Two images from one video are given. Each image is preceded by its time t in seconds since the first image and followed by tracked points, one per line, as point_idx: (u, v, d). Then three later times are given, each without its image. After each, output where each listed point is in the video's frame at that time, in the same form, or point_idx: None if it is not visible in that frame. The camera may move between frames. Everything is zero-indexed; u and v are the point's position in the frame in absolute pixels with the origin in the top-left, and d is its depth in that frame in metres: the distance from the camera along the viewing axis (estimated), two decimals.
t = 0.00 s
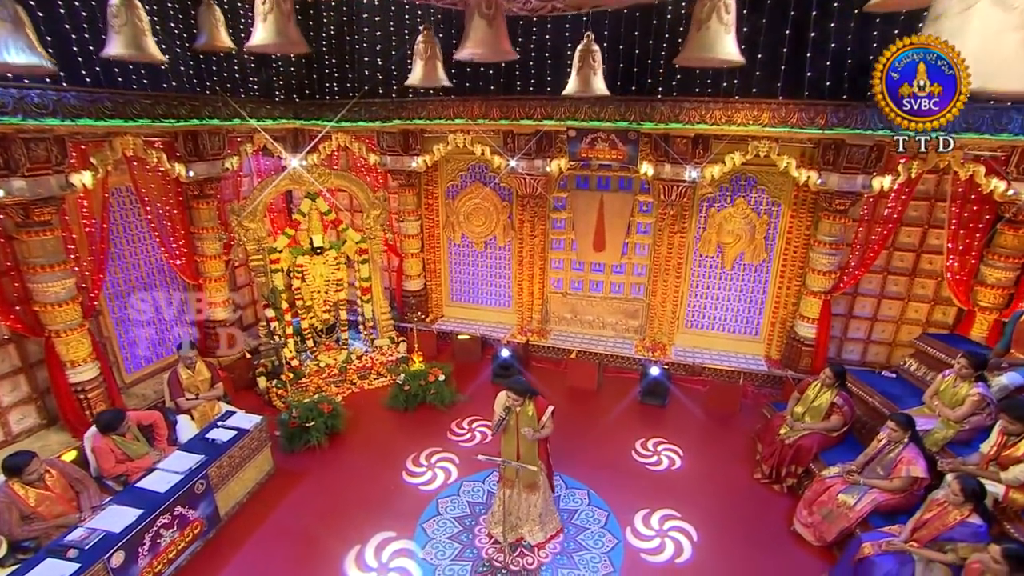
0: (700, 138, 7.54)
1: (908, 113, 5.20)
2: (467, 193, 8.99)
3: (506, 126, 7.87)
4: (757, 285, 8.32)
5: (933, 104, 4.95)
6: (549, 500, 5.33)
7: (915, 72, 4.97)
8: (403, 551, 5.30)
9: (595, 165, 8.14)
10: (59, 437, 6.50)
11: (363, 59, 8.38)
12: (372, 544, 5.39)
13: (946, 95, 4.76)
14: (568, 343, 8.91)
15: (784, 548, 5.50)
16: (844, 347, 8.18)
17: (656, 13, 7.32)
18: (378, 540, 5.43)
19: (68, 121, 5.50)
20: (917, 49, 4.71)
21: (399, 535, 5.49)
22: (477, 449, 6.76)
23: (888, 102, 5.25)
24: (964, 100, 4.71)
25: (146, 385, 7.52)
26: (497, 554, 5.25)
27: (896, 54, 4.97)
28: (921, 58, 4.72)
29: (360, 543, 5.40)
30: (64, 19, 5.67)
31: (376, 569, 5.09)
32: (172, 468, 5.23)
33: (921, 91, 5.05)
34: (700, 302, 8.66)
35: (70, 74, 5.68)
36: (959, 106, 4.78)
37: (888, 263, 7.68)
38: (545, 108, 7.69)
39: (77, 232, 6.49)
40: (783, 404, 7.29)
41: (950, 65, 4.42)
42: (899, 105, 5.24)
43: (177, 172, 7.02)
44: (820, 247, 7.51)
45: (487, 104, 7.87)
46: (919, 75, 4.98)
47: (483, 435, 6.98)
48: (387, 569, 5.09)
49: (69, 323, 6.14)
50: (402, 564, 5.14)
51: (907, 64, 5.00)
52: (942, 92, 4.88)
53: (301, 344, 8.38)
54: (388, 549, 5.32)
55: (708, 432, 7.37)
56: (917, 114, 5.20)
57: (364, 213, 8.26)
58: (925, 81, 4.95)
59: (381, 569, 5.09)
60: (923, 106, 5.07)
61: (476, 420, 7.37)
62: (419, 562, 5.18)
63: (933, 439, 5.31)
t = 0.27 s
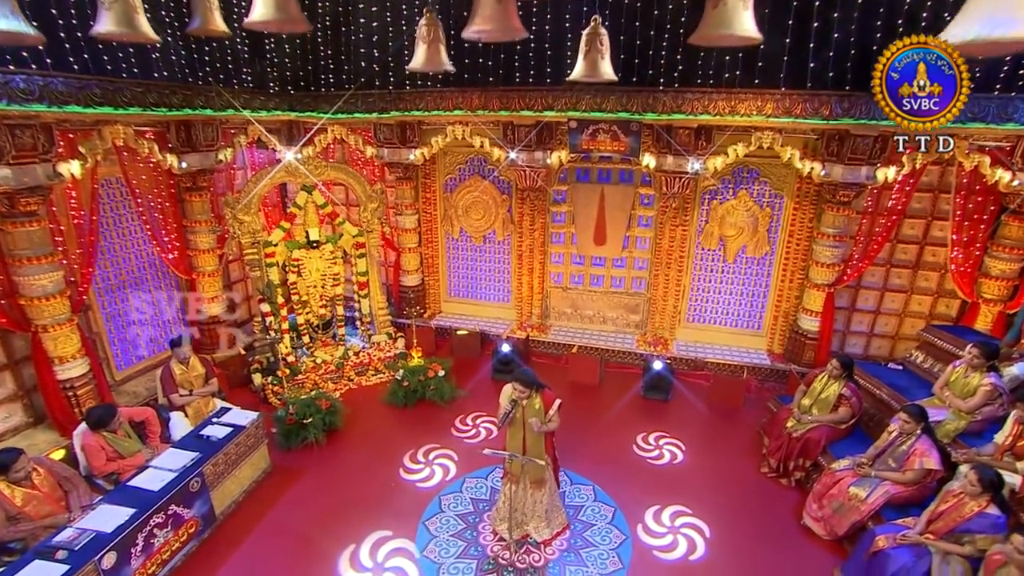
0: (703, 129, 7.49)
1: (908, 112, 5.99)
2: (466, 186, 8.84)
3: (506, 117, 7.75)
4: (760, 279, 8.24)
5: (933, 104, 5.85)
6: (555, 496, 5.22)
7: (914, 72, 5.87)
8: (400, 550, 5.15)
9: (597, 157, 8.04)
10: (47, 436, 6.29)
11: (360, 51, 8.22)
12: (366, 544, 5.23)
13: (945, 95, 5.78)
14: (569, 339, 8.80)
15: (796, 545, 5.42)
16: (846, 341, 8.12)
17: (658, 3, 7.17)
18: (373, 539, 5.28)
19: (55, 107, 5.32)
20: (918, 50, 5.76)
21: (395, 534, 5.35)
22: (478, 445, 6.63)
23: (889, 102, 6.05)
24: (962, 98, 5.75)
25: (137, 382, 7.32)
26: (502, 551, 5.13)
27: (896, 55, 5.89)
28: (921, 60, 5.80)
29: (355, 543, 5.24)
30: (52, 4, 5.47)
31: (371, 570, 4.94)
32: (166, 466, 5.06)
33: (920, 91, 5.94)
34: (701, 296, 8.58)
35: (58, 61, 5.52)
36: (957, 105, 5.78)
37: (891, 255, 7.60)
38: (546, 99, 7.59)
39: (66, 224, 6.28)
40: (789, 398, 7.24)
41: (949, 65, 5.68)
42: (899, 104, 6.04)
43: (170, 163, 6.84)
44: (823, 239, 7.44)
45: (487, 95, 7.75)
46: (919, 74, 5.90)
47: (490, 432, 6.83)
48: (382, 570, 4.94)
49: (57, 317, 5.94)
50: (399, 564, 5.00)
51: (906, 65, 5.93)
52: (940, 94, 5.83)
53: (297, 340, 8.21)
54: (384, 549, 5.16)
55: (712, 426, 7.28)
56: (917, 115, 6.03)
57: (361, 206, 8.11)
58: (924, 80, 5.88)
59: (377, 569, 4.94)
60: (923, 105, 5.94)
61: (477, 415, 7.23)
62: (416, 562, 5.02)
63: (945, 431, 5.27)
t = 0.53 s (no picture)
0: (705, 120, 7.39)
1: (908, 112, 6.09)
2: (462, 179, 8.65)
3: (504, 107, 7.58)
4: (762, 272, 8.12)
5: (933, 103, 6.01)
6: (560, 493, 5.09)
7: (915, 72, 5.97)
8: (394, 551, 4.96)
9: (596, 148, 7.88)
10: (29, 436, 6.04)
11: (353, 40, 7.99)
12: (360, 544, 5.04)
13: (945, 95, 5.98)
14: (569, 334, 8.64)
15: (807, 541, 5.31)
16: (849, 335, 8.03)
17: None
18: (366, 540, 5.09)
19: (35, 91, 5.09)
20: (918, 51, 5.92)
21: (390, 534, 5.15)
22: (478, 442, 6.47)
23: (890, 102, 6.12)
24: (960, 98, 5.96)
25: (123, 380, 7.07)
26: (506, 550, 4.97)
27: (896, 55, 6.01)
28: (922, 60, 5.96)
29: (347, 544, 5.05)
30: None
31: (364, 571, 4.75)
32: (156, 465, 4.86)
33: (920, 91, 6.06)
34: (702, 290, 8.45)
35: (37, 44, 5.23)
36: (956, 105, 5.99)
37: (894, 248, 7.51)
38: (544, 89, 7.43)
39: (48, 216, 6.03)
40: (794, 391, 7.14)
41: (949, 65, 5.90)
42: (900, 104, 6.12)
43: (158, 153, 6.61)
44: (827, 231, 7.34)
45: (484, 85, 7.57)
46: (920, 74, 6.00)
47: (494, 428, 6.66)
48: (375, 572, 4.75)
49: (40, 312, 5.71)
50: (392, 566, 4.81)
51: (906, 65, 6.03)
52: (939, 94, 6.00)
53: (291, 337, 8.00)
54: (377, 550, 4.97)
55: (715, 421, 7.16)
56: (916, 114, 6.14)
57: (356, 199, 7.91)
58: (925, 80, 5.99)
59: (370, 570, 4.75)
60: (923, 105, 6.07)
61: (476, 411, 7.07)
62: (410, 565, 4.82)
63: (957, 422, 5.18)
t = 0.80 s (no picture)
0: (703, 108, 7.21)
1: (908, 112, 6.01)
2: (456, 172, 8.47)
3: (500, 98, 7.41)
4: (761, 266, 8.03)
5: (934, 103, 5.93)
6: (562, 489, 4.95)
7: (915, 72, 5.90)
8: (385, 552, 4.78)
9: (593, 139, 7.73)
10: (7, 437, 5.80)
11: (344, 31, 7.81)
12: (349, 546, 4.85)
13: (945, 95, 5.92)
14: (567, 330, 8.49)
15: (812, 535, 5.21)
16: (849, 329, 7.95)
17: None
18: (356, 540, 4.91)
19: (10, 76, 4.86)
20: (918, 50, 5.87)
21: (380, 535, 4.97)
22: (475, 439, 6.32)
23: (891, 102, 6.01)
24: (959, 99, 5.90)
25: (107, 379, 6.84)
26: (507, 548, 4.83)
27: (896, 55, 5.95)
28: (921, 60, 5.91)
29: (336, 544, 4.87)
30: None
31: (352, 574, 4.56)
32: (141, 464, 4.68)
33: (920, 91, 5.98)
34: (701, 285, 8.35)
35: (12, 27, 4.99)
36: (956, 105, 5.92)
37: (895, 240, 7.44)
38: (540, 80, 7.27)
39: (26, 208, 5.79)
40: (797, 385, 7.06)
41: (949, 65, 5.84)
42: (900, 104, 6.03)
43: (142, 143, 6.39)
44: (827, 223, 7.25)
45: (479, 75, 7.39)
46: (920, 75, 5.94)
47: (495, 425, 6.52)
48: (365, 573, 4.57)
49: (17, 308, 5.48)
50: (383, 567, 4.63)
51: (906, 65, 5.97)
52: (940, 94, 5.93)
53: (281, 334, 7.79)
54: (367, 551, 4.79)
55: (714, 416, 7.06)
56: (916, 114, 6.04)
57: (348, 192, 7.71)
58: (925, 81, 5.92)
59: (359, 572, 4.57)
60: (923, 105, 5.99)
61: (473, 408, 6.91)
62: (403, 566, 4.64)
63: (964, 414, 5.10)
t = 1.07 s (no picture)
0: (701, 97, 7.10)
1: (908, 112, 5.89)
2: (449, 163, 8.27)
3: (495, 87, 7.23)
4: (760, 258, 7.92)
5: (934, 103, 5.82)
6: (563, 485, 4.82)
7: (915, 71, 5.80)
8: (373, 552, 4.58)
9: (590, 129, 7.57)
10: None
11: (333, 18, 7.59)
12: (337, 547, 4.65)
13: (945, 95, 5.83)
14: (564, 324, 8.34)
15: (819, 528, 5.09)
16: (849, 321, 7.86)
17: None
18: (343, 540, 4.72)
19: None
20: (918, 50, 5.79)
21: (368, 535, 4.77)
22: (471, 434, 6.15)
23: (890, 102, 5.89)
24: (959, 99, 5.81)
25: (87, 377, 6.58)
26: (506, 546, 4.67)
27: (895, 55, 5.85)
28: (921, 60, 5.82)
29: (322, 545, 4.67)
30: None
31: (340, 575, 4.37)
32: (124, 463, 4.50)
33: (919, 91, 5.87)
34: (699, 278, 8.23)
35: None
36: (956, 106, 5.84)
37: (895, 231, 7.35)
38: (535, 68, 7.12)
39: None
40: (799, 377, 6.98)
41: (948, 65, 5.77)
42: (899, 105, 5.90)
43: (123, 131, 6.16)
44: (827, 214, 7.14)
45: (472, 63, 7.20)
46: (919, 74, 5.84)
47: (494, 421, 6.34)
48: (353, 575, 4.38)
49: None
50: (370, 568, 4.43)
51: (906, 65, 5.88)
52: (939, 94, 5.84)
53: (269, 330, 7.56)
54: (355, 551, 4.60)
55: (714, 410, 6.93)
56: (915, 115, 5.92)
57: (338, 183, 7.50)
58: (925, 80, 5.82)
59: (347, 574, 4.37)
60: (923, 105, 5.88)
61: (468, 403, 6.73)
62: (389, 567, 4.43)
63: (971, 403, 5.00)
